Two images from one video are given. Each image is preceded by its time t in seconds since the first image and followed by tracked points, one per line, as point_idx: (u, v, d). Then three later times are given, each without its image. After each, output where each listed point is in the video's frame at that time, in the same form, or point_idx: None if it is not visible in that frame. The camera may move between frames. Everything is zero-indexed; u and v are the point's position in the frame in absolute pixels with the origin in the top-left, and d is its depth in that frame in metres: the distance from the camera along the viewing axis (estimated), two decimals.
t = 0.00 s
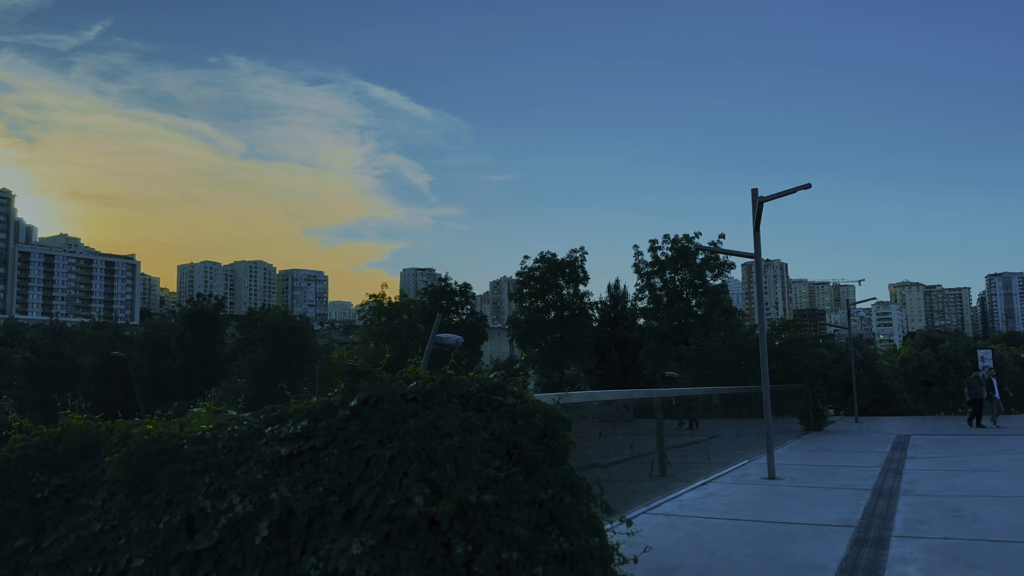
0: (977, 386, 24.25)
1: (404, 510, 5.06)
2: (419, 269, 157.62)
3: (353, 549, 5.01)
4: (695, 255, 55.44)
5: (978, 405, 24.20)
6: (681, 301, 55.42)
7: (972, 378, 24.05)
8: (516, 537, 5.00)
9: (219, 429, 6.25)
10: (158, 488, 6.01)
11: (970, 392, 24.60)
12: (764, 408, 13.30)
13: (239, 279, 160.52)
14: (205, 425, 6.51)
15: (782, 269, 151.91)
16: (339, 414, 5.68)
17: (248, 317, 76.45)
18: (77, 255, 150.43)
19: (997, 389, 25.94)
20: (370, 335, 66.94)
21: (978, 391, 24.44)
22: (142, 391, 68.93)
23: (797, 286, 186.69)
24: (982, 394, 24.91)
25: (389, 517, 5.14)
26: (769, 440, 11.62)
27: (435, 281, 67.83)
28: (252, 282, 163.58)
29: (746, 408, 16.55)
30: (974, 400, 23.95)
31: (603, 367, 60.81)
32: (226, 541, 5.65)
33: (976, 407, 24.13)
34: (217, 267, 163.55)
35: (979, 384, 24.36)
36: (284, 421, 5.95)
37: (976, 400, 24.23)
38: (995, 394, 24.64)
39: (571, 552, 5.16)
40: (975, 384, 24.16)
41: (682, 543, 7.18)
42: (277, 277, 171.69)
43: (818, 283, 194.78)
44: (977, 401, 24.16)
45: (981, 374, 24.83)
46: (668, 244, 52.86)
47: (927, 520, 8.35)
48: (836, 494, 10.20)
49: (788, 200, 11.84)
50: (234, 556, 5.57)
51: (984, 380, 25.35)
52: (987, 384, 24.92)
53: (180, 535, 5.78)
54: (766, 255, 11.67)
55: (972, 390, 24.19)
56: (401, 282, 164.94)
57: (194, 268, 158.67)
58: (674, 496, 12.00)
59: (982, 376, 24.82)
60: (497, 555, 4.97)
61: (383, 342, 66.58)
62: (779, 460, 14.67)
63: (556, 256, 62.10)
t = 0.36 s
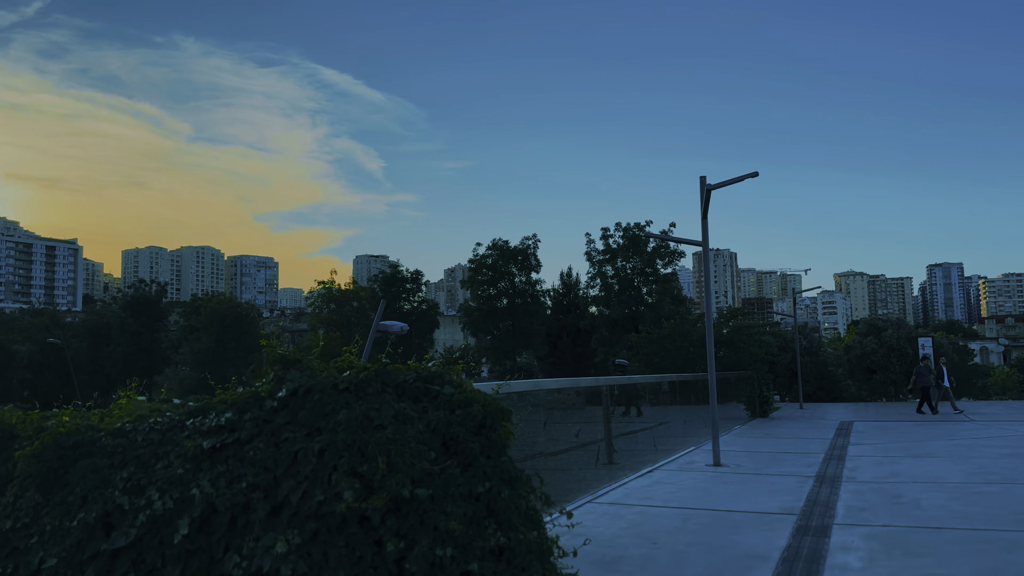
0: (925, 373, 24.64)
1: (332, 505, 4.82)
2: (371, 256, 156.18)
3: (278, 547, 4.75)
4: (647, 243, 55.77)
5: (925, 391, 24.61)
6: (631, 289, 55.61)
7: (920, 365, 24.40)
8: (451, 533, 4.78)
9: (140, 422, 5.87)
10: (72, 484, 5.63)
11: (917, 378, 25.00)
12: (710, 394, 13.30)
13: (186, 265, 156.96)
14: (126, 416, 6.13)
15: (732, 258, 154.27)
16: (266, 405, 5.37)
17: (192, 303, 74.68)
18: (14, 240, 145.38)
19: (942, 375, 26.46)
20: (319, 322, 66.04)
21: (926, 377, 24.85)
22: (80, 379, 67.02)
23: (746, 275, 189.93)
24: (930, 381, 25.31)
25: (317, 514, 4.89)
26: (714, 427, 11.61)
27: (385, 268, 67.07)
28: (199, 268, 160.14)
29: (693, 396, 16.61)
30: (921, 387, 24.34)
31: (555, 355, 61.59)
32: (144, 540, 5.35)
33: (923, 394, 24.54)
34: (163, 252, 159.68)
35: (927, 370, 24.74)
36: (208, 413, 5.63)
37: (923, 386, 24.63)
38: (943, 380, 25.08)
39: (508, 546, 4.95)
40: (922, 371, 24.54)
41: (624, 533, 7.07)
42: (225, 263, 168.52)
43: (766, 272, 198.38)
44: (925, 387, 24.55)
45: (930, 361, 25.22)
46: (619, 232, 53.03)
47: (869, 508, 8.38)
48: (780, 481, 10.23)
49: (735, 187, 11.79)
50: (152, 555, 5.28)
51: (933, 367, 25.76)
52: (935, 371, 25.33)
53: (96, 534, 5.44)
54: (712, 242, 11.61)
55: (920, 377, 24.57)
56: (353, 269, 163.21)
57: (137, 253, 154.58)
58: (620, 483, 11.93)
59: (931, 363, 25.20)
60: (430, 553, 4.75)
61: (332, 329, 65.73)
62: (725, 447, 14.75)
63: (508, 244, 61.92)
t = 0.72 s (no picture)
0: (883, 363, 24.93)
1: (265, 501, 4.59)
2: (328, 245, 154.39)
3: (207, 546, 4.53)
4: (604, 233, 55.95)
5: (883, 381, 24.91)
6: (589, 279, 55.74)
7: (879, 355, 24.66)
8: (391, 528, 4.58)
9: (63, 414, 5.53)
10: None
11: (876, 368, 25.30)
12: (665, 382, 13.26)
13: (136, 254, 153.37)
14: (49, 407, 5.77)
15: (688, 250, 156.01)
16: (197, 396, 5.08)
17: (140, 292, 72.89)
18: None
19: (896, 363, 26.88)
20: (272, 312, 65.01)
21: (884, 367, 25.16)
22: (22, 369, 65.02)
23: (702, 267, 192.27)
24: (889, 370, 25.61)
25: (250, 510, 4.66)
26: (667, 416, 11.57)
27: (340, 257, 66.17)
28: (150, 257, 156.59)
29: (648, 385, 16.62)
30: (879, 376, 24.62)
31: (513, 345, 61.54)
32: (67, 538, 5.06)
33: (880, 383, 24.84)
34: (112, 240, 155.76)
35: (886, 360, 25.02)
36: (136, 404, 5.32)
37: (881, 376, 24.93)
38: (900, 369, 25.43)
39: (451, 541, 4.78)
40: (880, 361, 24.82)
41: (574, 524, 6.93)
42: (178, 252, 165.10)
43: (721, 263, 201.11)
44: (883, 377, 24.85)
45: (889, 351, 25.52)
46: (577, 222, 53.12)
47: (819, 496, 8.38)
48: (732, 470, 10.22)
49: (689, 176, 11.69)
50: (76, 554, 5.00)
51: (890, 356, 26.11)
52: (893, 360, 25.66)
53: (15, 532, 5.13)
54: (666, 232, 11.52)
55: (878, 366, 24.87)
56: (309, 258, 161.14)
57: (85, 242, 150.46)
58: (574, 473, 11.83)
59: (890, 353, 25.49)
60: (369, 549, 4.56)
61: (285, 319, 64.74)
62: (679, 436, 14.79)
63: (466, 233, 61.63)
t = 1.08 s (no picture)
0: (837, 351, 25.26)
1: (184, 502, 4.27)
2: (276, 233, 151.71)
3: (120, 551, 4.20)
4: (555, 222, 55.92)
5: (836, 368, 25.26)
6: (539, 269, 55.66)
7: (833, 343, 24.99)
8: (321, 529, 4.32)
9: None
10: None
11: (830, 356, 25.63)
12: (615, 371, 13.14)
13: (75, 241, 148.58)
14: None
15: (639, 241, 157.41)
16: (112, 389, 4.70)
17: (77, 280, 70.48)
18: None
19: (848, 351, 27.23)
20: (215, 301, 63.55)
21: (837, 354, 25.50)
22: None
23: (652, 257, 194.32)
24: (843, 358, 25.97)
25: (169, 512, 4.34)
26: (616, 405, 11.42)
27: (286, 245, 64.90)
28: (90, 244, 151.86)
29: (597, 374, 16.54)
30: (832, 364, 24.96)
31: (463, 334, 61.29)
32: None
33: (834, 371, 25.18)
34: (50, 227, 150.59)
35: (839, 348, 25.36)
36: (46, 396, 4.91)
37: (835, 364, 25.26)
38: (853, 358, 25.80)
39: (386, 541, 4.52)
40: (834, 349, 25.16)
41: (518, 517, 6.74)
42: (119, 239, 160.42)
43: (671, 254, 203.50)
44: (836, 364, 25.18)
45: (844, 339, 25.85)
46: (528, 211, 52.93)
47: (764, 486, 8.35)
48: (679, 460, 10.15)
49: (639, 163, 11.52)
50: None
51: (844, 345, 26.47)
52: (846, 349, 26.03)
53: None
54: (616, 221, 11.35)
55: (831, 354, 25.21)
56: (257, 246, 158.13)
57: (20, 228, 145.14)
58: (522, 464, 11.64)
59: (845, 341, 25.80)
60: (296, 551, 4.29)
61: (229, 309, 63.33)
62: (627, 425, 14.73)
63: (415, 221, 61.03)
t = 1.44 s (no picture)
0: (795, 344, 25.55)
1: (101, 506, 3.98)
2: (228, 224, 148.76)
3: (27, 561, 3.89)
4: (510, 214, 55.74)
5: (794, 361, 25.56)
6: (494, 261, 55.40)
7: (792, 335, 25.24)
8: (250, 534, 4.08)
9: None
10: None
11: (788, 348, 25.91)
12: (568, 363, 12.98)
13: (16, 230, 143.66)
14: None
15: (595, 234, 158.23)
16: (24, 384, 4.34)
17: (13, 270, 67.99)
18: None
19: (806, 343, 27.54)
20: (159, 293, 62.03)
21: (796, 347, 25.79)
22: None
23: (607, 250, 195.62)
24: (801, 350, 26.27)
25: (84, 516, 4.04)
26: (568, 399, 11.27)
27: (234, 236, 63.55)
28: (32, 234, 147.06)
29: (550, 366, 16.39)
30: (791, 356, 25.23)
31: (418, 327, 61.07)
32: None
33: (793, 363, 25.47)
34: None
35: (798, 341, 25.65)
36: None
37: (793, 356, 25.56)
38: (811, 350, 26.12)
39: (320, 545, 4.30)
40: (793, 342, 25.45)
41: (464, 514, 6.54)
42: (62, 228, 155.73)
43: (626, 246, 205.01)
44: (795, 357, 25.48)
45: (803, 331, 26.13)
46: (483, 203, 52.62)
47: (715, 479, 8.28)
48: (631, 453, 10.05)
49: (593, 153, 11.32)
50: None
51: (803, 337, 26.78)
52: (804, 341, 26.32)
53: None
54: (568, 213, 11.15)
55: (790, 347, 25.50)
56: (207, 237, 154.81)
57: None
58: (472, 459, 11.42)
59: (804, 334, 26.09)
60: (222, 557, 4.05)
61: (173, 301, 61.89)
62: (579, 418, 14.63)
63: (368, 212, 60.33)
